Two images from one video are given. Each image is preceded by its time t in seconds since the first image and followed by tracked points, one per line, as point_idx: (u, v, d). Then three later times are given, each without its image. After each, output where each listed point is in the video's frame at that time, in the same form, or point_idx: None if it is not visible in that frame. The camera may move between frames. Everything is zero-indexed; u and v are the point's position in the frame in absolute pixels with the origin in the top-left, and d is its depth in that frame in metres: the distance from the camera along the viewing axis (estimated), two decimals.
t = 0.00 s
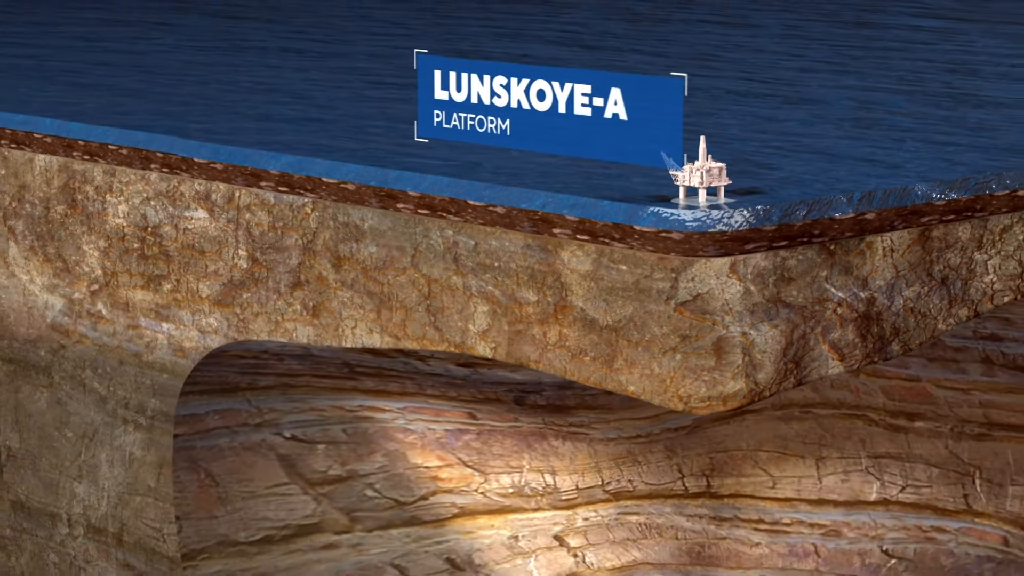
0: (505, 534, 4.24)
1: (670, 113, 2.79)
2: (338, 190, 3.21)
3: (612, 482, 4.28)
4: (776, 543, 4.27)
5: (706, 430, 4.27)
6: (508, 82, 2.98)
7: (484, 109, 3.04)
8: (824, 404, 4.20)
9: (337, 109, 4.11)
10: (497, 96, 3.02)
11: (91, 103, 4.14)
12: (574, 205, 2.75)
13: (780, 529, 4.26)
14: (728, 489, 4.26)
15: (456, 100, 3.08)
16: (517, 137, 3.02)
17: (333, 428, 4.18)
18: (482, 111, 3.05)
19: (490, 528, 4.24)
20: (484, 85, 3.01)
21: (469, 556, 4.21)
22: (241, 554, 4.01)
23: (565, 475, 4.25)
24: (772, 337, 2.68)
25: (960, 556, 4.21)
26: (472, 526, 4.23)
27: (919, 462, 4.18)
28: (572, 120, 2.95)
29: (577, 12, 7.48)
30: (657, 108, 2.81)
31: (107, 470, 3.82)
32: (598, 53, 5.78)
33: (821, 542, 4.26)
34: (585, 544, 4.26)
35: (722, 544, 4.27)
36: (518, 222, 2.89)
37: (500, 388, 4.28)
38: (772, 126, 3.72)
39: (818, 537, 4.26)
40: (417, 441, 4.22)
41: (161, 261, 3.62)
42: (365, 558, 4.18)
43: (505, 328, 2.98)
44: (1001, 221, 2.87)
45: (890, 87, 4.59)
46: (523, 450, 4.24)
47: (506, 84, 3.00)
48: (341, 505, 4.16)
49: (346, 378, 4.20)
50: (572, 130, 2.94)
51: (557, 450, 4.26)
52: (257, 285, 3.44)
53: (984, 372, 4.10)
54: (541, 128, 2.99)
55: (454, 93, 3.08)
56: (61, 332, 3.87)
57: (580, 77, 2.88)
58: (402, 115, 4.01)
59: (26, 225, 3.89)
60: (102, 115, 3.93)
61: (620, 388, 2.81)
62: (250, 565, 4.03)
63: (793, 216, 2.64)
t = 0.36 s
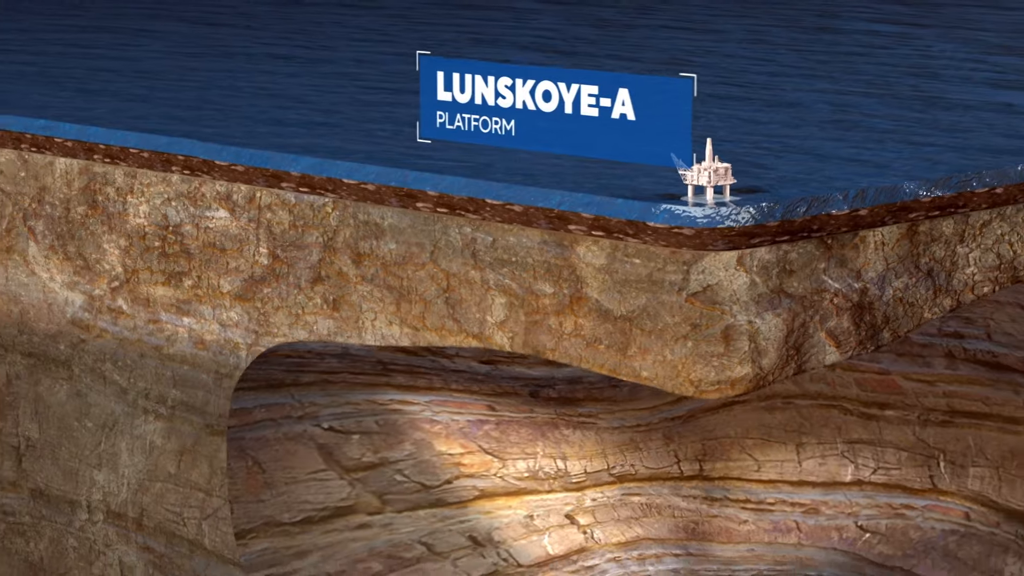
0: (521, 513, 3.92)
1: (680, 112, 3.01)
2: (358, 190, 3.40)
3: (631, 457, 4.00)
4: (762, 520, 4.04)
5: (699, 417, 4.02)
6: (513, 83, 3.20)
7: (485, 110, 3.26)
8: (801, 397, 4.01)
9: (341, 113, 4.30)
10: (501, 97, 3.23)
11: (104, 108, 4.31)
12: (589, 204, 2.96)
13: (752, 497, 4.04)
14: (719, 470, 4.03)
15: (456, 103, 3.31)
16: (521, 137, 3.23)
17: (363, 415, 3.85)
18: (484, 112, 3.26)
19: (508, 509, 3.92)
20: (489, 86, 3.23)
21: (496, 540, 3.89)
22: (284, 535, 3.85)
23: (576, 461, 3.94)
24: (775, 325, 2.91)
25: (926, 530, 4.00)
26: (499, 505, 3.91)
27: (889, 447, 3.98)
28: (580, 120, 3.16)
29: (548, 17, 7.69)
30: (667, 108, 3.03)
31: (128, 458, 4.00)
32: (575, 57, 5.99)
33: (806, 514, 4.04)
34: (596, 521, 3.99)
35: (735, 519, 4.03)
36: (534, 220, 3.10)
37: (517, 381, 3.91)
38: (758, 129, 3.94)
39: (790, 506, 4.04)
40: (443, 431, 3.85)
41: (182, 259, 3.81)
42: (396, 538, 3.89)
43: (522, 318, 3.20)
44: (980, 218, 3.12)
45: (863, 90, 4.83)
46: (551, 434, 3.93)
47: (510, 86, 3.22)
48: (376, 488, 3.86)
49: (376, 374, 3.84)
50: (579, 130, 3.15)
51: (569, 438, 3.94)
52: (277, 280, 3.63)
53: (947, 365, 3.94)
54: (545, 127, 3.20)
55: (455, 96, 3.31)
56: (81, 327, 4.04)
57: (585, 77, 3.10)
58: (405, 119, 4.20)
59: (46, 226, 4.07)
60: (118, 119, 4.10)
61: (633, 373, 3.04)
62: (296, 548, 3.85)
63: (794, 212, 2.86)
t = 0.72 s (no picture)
0: (547, 494, 4.63)
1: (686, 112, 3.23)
2: (375, 190, 3.59)
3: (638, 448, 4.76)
4: (755, 499, 4.71)
5: (705, 412, 4.76)
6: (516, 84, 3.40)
7: (487, 111, 3.46)
8: (784, 391, 4.65)
9: (346, 116, 4.49)
10: (505, 98, 3.44)
11: (116, 112, 4.48)
12: (601, 202, 3.17)
13: (744, 482, 4.73)
14: (718, 457, 4.76)
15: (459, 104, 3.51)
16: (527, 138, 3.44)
17: (415, 410, 4.49)
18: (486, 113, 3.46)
19: (535, 490, 4.62)
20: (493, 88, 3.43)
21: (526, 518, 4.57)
22: (340, 515, 4.20)
23: (594, 448, 4.71)
24: (777, 315, 3.13)
25: (898, 506, 4.45)
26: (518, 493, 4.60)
27: (865, 434, 4.51)
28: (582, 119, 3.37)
29: (523, 21, 7.88)
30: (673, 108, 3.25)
31: (146, 447, 4.17)
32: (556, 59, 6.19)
33: (793, 492, 4.67)
34: (612, 500, 4.70)
35: (725, 498, 4.74)
36: (548, 218, 3.30)
37: (545, 380, 4.74)
38: (747, 130, 4.16)
39: (787, 489, 4.68)
40: (478, 423, 4.60)
41: (201, 256, 3.99)
42: (438, 516, 4.43)
43: (535, 310, 3.40)
44: (963, 214, 3.38)
45: (839, 93, 5.06)
46: (570, 428, 4.69)
47: (513, 87, 3.43)
48: (422, 473, 4.44)
49: (424, 376, 4.51)
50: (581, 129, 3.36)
51: (588, 429, 4.72)
52: (296, 276, 3.82)
53: (916, 364, 4.33)
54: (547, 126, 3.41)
55: (456, 98, 3.51)
56: (100, 322, 4.21)
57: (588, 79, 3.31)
58: (408, 121, 4.39)
59: (65, 225, 4.24)
60: (133, 123, 4.27)
61: (643, 361, 3.25)
62: (349, 526, 4.21)
63: (793, 209, 3.08)
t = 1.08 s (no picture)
0: (585, 473, 4.45)
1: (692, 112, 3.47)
2: (394, 190, 3.83)
3: (659, 436, 4.56)
4: (754, 478, 4.53)
5: (714, 405, 4.58)
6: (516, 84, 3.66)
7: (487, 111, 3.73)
8: (780, 385, 4.53)
9: (353, 120, 4.71)
10: (505, 97, 3.70)
11: (132, 117, 4.70)
12: (612, 200, 3.42)
13: (739, 463, 4.55)
14: (726, 443, 4.57)
15: (460, 104, 3.78)
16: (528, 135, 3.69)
17: (475, 403, 4.34)
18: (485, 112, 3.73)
19: (575, 470, 4.44)
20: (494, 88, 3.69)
21: (570, 494, 4.40)
22: (417, 491, 4.12)
23: (625, 436, 4.53)
24: (778, 305, 3.38)
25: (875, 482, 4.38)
26: (563, 475, 4.42)
27: (847, 423, 4.45)
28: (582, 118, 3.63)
29: (500, 26, 8.13)
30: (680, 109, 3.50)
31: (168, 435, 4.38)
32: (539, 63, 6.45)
33: (789, 468, 4.50)
34: (640, 477, 4.51)
35: (729, 474, 4.54)
36: (561, 215, 3.55)
37: (585, 379, 4.55)
38: (735, 133, 4.43)
39: (783, 464, 4.52)
40: (529, 414, 4.41)
41: (223, 253, 4.20)
42: (498, 492, 4.31)
43: (549, 302, 3.64)
44: (945, 210, 3.65)
45: (815, 97, 5.33)
46: (608, 417, 4.53)
47: (514, 88, 3.70)
48: (487, 456, 4.31)
49: (484, 375, 4.36)
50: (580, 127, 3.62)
51: (620, 420, 4.54)
52: (316, 271, 4.04)
53: (888, 364, 4.31)
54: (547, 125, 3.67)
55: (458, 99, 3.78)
56: (122, 317, 4.42)
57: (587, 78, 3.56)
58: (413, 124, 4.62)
59: (87, 225, 4.44)
60: (152, 128, 4.49)
61: (652, 348, 3.51)
62: (424, 500, 4.13)
63: (791, 206, 3.35)
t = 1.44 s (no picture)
0: (626, 456, 4.35)
1: (694, 109, 3.73)
2: (410, 190, 4.05)
3: (690, 427, 4.44)
4: (762, 462, 4.40)
5: (732, 400, 4.45)
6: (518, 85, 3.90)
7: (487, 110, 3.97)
8: (784, 384, 4.42)
9: (360, 123, 4.92)
10: (506, 98, 3.94)
11: (148, 120, 4.90)
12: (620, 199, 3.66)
13: (745, 446, 4.42)
14: (740, 432, 4.43)
15: (460, 104, 4.02)
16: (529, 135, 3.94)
17: (536, 401, 4.29)
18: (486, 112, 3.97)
19: (620, 454, 4.34)
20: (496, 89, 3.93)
21: (616, 474, 4.30)
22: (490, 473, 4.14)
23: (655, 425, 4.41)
24: (776, 297, 3.63)
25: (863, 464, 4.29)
26: (608, 461, 4.32)
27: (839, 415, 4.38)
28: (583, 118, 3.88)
29: (483, 30, 8.36)
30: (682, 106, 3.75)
31: (188, 424, 4.58)
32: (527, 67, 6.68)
33: (792, 450, 4.40)
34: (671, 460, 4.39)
35: (741, 458, 4.41)
36: (572, 213, 3.78)
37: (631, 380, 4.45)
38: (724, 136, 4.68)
39: (787, 447, 4.41)
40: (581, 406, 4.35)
41: (242, 251, 4.41)
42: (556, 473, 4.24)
43: (559, 295, 3.86)
44: (930, 208, 3.90)
45: (798, 100, 5.57)
46: (653, 412, 4.42)
47: (515, 90, 3.93)
48: (545, 444, 4.27)
49: (544, 376, 4.30)
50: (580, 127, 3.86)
51: (657, 413, 4.42)
52: (333, 267, 4.25)
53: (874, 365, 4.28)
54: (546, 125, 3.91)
55: (461, 100, 4.01)
56: (142, 312, 4.62)
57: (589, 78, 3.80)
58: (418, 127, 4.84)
59: (108, 224, 4.64)
60: (169, 131, 4.70)
61: (658, 338, 3.74)
62: (496, 479, 4.13)
63: (789, 204, 3.60)
